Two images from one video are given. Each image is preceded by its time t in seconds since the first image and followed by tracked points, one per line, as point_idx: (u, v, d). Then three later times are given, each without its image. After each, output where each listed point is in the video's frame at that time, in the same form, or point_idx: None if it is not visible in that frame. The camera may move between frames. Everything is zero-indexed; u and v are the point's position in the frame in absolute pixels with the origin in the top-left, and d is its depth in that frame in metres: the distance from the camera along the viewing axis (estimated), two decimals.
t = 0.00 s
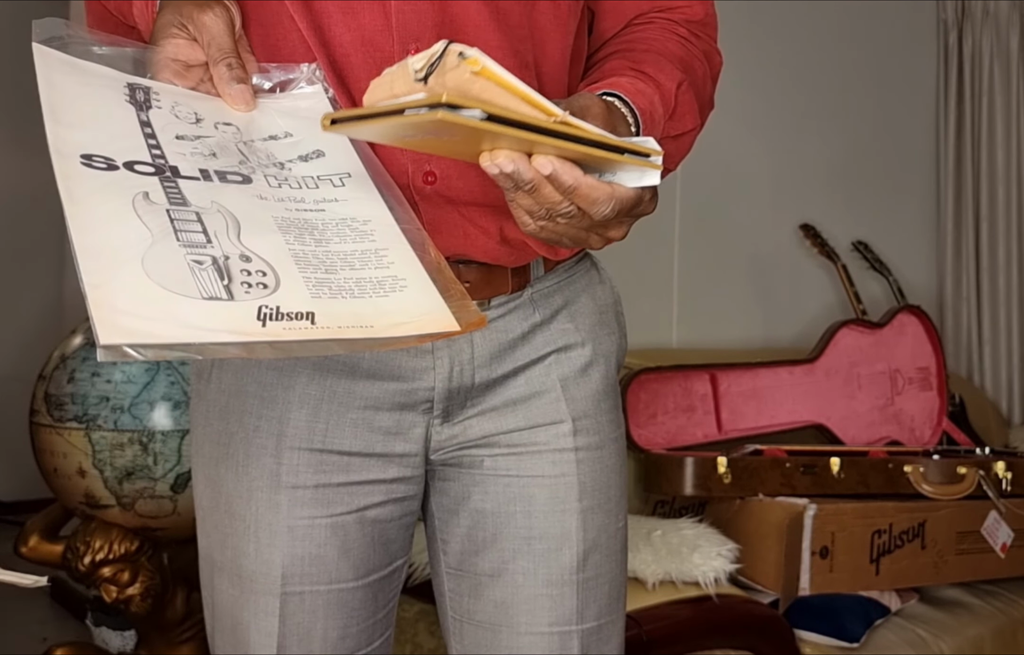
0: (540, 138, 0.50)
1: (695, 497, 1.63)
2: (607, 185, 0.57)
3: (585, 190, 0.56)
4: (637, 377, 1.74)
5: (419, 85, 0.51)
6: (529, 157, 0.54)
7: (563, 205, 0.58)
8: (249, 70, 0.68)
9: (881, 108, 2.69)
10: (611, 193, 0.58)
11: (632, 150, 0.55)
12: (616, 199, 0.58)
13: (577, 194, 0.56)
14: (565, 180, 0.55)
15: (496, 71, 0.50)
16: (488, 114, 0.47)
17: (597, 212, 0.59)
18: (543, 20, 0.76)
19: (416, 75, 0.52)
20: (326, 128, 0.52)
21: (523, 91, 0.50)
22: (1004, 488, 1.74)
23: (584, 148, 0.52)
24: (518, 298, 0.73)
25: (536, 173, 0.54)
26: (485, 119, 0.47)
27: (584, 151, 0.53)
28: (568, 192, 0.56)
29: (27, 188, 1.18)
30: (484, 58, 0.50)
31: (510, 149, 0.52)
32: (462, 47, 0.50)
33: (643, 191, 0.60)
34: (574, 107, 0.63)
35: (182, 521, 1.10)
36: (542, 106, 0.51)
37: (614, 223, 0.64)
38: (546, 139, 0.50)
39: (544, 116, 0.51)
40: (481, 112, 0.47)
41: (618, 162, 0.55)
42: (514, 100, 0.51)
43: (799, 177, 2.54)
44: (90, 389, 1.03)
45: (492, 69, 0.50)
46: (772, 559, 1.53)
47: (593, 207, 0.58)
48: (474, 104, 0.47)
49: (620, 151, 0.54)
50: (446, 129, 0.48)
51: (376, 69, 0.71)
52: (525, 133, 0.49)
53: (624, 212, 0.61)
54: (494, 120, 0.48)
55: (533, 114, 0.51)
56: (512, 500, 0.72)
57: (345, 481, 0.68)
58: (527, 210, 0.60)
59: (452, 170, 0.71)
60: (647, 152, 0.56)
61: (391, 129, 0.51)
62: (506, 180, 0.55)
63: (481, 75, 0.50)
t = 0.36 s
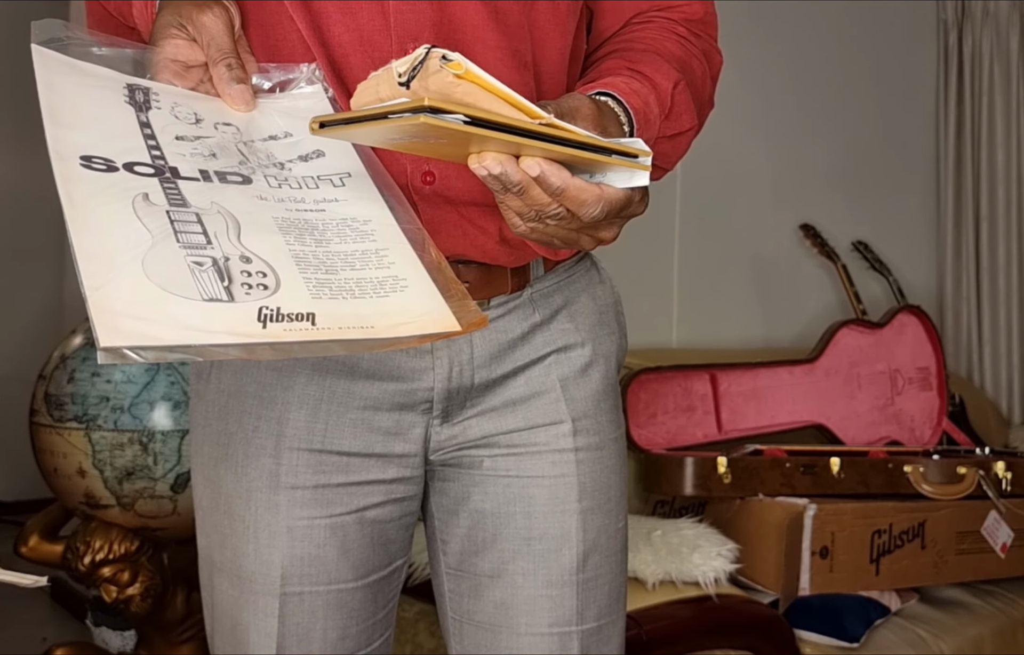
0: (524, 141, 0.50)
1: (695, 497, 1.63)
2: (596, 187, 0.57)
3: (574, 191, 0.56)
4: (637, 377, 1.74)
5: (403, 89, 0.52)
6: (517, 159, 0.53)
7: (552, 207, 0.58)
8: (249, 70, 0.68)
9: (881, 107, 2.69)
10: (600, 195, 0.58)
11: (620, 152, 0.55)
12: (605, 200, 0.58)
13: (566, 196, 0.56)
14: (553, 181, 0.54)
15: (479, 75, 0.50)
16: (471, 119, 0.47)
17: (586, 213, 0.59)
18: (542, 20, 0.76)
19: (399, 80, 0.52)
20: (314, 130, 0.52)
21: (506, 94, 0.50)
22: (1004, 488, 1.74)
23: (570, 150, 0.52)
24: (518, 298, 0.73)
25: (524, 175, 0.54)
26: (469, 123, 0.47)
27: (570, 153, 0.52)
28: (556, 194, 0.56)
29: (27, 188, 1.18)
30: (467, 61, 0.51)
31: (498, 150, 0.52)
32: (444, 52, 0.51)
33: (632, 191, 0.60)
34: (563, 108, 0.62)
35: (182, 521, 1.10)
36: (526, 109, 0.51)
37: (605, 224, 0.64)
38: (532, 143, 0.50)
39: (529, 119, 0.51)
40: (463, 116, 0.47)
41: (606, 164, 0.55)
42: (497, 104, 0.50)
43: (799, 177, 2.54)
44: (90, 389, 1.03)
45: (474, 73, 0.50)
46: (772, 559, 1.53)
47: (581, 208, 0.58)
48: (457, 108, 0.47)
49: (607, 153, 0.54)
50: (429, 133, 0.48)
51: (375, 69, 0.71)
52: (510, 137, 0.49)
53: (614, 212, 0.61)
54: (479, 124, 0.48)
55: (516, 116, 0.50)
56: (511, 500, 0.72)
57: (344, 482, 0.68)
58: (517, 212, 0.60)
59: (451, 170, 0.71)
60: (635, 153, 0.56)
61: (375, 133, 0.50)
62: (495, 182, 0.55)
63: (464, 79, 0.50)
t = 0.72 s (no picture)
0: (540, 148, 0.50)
1: (695, 497, 1.63)
2: (609, 191, 0.57)
3: (587, 196, 0.56)
4: (637, 378, 1.74)
5: (421, 100, 0.52)
6: (531, 165, 0.54)
7: (565, 211, 0.58)
8: (249, 71, 0.68)
9: (881, 107, 2.69)
10: (613, 199, 0.57)
11: (634, 156, 0.55)
12: (618, 204, 0.58)
13: (579, 201, 0.56)
14: (567, 187, 0.54)
15: (496, 84, 0.51)
16: (488, 128, 0.48)
17: (599, 218, 0.59)
18: (542, 21, 0.76)
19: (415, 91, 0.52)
20: (328, 137, 0.52)
21: (520, 101, 0.51)
22: (1004, 488, 1.74)
23: (585, 158, 0.52)
24: (517, 298, 0.73)
25: (538, 180, 0.54)
26: (486, 133, 0.47)
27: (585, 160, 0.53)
28: (570, 199, 0.56)
29: (26, 188, 1.18)
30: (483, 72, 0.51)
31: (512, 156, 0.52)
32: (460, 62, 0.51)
33: (645, 195, 0.60)
34: (575, 113, 0.62)
35: (182, 521, 1.10)
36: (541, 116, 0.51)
37: (616, 226, 0.64)
38: (546, 149, 0.50)
39: (544, 127, 0.51)
40: (481, 126, 0.47)
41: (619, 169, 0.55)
42: (512, 112, 0.51)
43: (799, 177, 2.54)
44: (90, 389, 1.03)
45: (492, 82, 0.50)
46: (772, 559, 1.53)
47: (594, 213, 0.58)
48: (474, 118, 0.47)
49: (621, 158, 0.54)
50: (446, 142, 0.49)
51: (375, 70, 0.71)
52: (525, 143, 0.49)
53: (626, 216, 0.61)
54: (496, 132, 0.48)
55: (531, 124, 0.51)
56: (510, 500, 0.72)
57: (343, 482, 0.68)
58: (529, 215, 0.60)
59: (450, 171, 0.71)
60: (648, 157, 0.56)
61: (393, 142, 0.51)
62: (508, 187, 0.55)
63: (481, 89, 0.51)
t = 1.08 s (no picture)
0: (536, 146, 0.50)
1: (695, 497, 1.63)
2: (605, 189, 0.57)
3: (584, 194, 0.56)
4: (637, 378, 1.74)
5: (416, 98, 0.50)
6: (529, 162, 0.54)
7: (563, 209, 0.58)
8: (248, 70, 0.68)
9: (880, 107, 2.69)
10: (610, 196, 0.58)
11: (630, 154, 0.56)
12: (615, 202, 0.58)
13: (576, 199, 0.56)
14: (563, 185, 0.55)
15: (492, 82, 0.50)
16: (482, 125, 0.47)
17: (596, 216, 0.59)
18: (541, 22, 0.76)
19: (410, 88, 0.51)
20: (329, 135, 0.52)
21: (514, 98, 0.50)
22: (1004, 488, 1.74)
23: (580, 156, 0.52)
24: (515, 298, 0.73)
25: (535, 178, 0.54)
26: (481, 130, 0.47)
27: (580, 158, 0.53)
28: (566, 196, 0.56)
29: (25, 187, 1.18)
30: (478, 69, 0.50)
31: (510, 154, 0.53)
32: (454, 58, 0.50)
33: (641, 193, 0.60)
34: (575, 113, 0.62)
35: (182, 521, 1.10)
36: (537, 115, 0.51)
37: (615, 224, 0.64)
38: (542, 147, 0.51)
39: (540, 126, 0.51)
40: (475, 123, 0.47)
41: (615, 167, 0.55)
42: (506, 109, 0.50)
43: (799, 177, 2.54)
44: (90, 389, 1.03)
45: (487, 80, 0.49)
46: (772, 559, 1.53)
47: (591, 211, 0.58)
48: (470, 116, 0.47)
49: (615, 156, 0.55)
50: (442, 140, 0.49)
51: (374, 70, 0.71)
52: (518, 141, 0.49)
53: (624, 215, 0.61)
54: (491, 130, 0.48)
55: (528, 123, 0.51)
56: (509, 500, 0.72)
57: (342, 482, 0.68)
58: (528, 213, 0.60)
59: (449, 172, 0.71)
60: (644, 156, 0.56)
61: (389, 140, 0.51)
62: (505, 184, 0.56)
63: (476, 86, 0.50)
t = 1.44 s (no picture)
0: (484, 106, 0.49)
1: (695, 496, 1.63)
2: (567, 158, 0.57)
3: (545, 162, 0.56)
4: (637, 378, 1.74)
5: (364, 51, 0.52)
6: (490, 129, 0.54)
7: (527, 180, 0.58)
8: (245, 69, 0.68)
9: (880, 107, 2.69)
10: (572, 166, 0.57)
11: (591, 123, 0.55)
12: (579, 171, 0.58)
13: (536, 167, 0.56)
14: (524, 151, 0.54)
15: (436, 37, 0.50)
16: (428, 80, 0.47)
17: (560, 185, 0.58)
18: (539, 20, 0.76)
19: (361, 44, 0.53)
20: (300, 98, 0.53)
21: (459, 54, 0.50)
22: (1004, 488, 1.74)
23: (534, 119, 0.52)
24: (514, 298, 0.73)
25: (497, 145, 0.54)
26: (424, 85, 0.47)
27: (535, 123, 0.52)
28: (527, 165, 0.56)
29: (25, 188, 1.18)
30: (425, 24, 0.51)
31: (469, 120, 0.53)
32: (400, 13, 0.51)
33: (609, 166, 0.60)
34: (541, 79, 0.61)
35: (181, 521, 1.10)
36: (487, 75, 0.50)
37: (585, 198, 0.63)
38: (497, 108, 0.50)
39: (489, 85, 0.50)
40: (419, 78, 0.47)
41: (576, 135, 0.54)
42: (450, 64, 0.50)
43: (799, 177, 2.54)
44: (90, 389, 1.03)
45: (430, 34, 0.50)
46: (772, 559, 1.53)
47: (553, 179, 0.58)
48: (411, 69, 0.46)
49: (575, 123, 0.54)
50: (390, 98, 0.49)
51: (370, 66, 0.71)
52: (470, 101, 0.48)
53: (590, 186, 0.60)
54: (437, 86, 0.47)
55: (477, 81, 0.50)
56: (509, 499, 0.72)
57: (342, 481, 0.68)
58: (496, 184, 0.60)
59: (447, 171, 0.72)
60: (610, 125, 0.55)
61: (343, 99, 0.51)
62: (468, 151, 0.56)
63: (421, 41, 0.50)
